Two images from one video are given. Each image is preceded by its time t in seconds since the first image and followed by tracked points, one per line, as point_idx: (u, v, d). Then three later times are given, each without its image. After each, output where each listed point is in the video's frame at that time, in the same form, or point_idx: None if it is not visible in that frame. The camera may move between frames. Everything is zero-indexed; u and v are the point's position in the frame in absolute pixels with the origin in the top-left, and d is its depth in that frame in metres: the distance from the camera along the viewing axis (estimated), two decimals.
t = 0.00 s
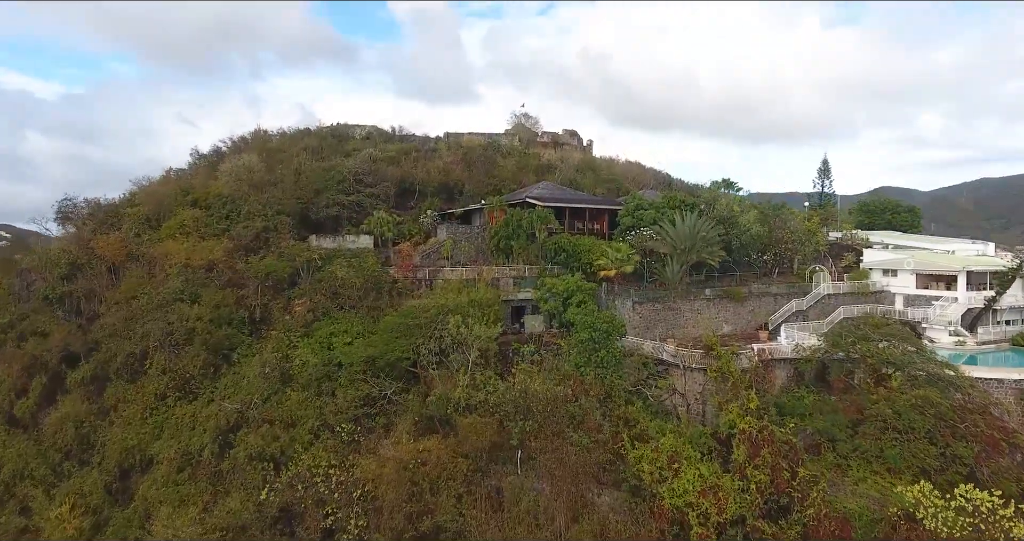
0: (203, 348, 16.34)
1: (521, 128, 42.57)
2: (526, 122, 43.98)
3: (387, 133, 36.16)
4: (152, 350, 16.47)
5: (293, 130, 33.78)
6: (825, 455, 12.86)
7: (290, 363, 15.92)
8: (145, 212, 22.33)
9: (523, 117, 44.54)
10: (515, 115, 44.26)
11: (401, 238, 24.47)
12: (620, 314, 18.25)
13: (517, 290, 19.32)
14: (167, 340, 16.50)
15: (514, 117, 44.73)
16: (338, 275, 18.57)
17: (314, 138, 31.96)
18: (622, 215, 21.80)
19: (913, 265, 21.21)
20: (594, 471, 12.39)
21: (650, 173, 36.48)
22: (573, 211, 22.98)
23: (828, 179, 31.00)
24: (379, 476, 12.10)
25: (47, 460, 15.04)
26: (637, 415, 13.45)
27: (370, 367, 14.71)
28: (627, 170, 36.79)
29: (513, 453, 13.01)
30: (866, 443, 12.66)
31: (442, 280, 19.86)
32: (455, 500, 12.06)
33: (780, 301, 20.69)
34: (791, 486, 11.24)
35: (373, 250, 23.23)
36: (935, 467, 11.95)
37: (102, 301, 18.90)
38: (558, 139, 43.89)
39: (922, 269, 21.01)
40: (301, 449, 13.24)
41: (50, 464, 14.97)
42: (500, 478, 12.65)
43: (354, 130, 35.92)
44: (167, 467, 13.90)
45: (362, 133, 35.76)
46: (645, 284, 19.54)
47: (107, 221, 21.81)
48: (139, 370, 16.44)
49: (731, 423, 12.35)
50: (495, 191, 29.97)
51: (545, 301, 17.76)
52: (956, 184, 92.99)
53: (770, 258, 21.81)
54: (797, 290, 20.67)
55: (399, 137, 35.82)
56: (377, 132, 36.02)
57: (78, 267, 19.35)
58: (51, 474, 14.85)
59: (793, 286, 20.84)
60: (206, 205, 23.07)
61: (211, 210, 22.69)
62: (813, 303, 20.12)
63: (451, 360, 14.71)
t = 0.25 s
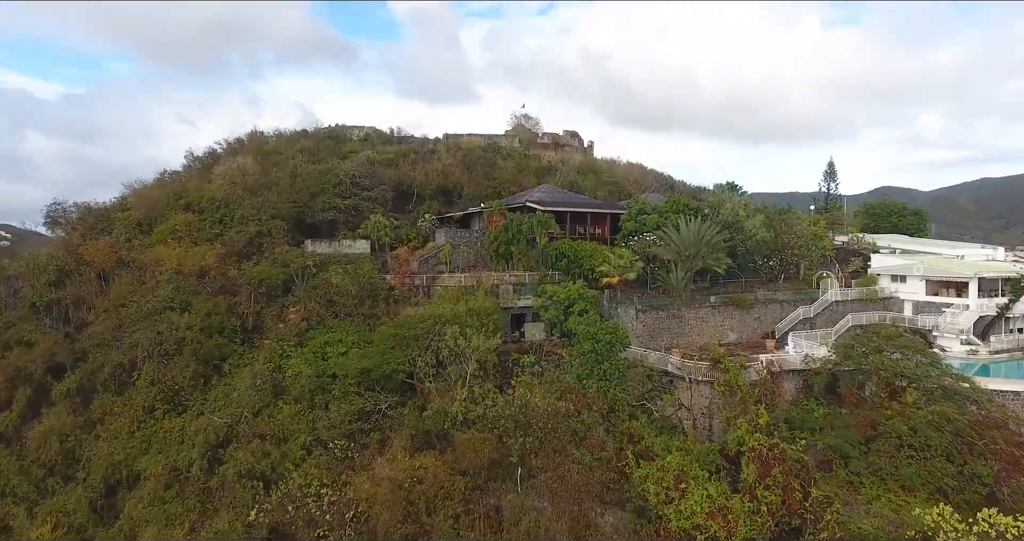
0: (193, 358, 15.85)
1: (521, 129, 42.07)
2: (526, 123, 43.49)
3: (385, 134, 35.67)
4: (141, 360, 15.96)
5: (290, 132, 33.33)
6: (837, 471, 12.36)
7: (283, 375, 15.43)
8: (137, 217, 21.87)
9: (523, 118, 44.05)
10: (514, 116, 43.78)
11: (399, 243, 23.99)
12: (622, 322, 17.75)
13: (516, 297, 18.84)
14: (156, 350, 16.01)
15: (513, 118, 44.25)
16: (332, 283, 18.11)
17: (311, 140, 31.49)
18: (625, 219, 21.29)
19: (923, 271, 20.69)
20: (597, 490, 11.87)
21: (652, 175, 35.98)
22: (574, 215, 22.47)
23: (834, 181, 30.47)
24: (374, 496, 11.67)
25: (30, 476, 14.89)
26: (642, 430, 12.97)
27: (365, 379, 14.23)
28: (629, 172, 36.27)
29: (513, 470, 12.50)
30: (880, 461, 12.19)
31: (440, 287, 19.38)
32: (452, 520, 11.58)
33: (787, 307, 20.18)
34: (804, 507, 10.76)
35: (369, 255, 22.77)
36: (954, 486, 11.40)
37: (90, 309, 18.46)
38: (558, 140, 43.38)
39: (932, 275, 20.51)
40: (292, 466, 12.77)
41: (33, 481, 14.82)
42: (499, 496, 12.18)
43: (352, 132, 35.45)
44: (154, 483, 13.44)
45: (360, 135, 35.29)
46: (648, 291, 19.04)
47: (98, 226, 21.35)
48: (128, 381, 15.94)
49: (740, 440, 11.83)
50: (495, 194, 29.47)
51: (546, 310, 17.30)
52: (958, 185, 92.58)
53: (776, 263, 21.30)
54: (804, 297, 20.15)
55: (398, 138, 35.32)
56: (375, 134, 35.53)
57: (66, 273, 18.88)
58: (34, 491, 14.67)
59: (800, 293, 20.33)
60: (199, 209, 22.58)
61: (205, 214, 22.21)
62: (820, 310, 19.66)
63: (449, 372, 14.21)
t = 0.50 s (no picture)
0: (182, 369, 15.39)
1: (521, 130, 41.56)
2: (526, 124, 43.00)
3: (383, 136, 35.16)
4: (128, 371, 15.48)
5: (286, 133, 32.84)
6: (849, 489, 11.86)
7: (275, 387, 14.97)
8: (128, 221, 21.37)
9: (523, 119, 43.57)
10: (514, 117, 43.27)
11: (396, 247, 23.51)
12: (625, 331, 17.28)
13: (516, 304, 18.39)
14: (143, 361, 15.53)
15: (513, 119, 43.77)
16: (326, 288, 17.48)
17: (307, 142, 30.99)
18: (627, 224, 20.80)
19: (932, 277, 20.21)
20: (600, 510, 11.37)
21: (653, 177, 35.49)
22: (575, 220, 21.98)
23: (838, 183, 29.98)
24: (368, 517, 11.25)
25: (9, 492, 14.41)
26: (646, 445, 12.52)
27: (359, 392, 13.74)
28: (630, 174, 35.77)
29: (512, 487, 12.04)
30: (895, 479, 11.62)
31: (437, 294, 18.89)
32: None
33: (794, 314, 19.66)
34: (816, 531, 10.37)
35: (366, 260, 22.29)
36: (975, 509, 10.87)
37: (77, 317, 18.03)
38: (558, 141, 42.88)
39: (941, 281, 20.02)
40: (283, 485, 12.35)
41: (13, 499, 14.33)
42: (497, 514, 11.81)
43: (349, 133, 34.94)
44: (140, 501, 12.99)
45: (357, 136, 34.79)
46: (651, 297, 18.57)
47: (87, 230, 20.84)
48: (115, 392, 15.48)
49: (750, 459, 11.30)
50: (494, 196, 28.97)
51: (546, 319, 16.81)
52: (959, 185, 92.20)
53: (783, 269, 20.81)
54: (811, 304, 19.65)
55: (396, 140, 34.82)
56: (372, 135, 35.02)
57: (54, 280, 18.51)
58: (13, 509, 14.12)
59: (807, 299, 19.84)
60: (191, 213, 22.08)
61: (197, 218, 21.71)
62: (828, 317, 19.17)
63: (446, 385, 13.70)
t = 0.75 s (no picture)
0: (169, 381, 14.91)
1: (520, 131, 41.07)
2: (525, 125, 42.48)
3: (380, 137, 34.65)
4: (114, 382, 15.03)
5: (282, 135, 32.35)
6: (863, 508, 11.26)
7: (265, 399, 14.46)
8: (117, 225, 20.88)
9: (522, 120, 43.07)
10: (513, 118, 42.77)
11: (392, 252, 23.04)
12: (628, 340, 16.79)
13: (514, 311, 17.91)
14: (129, 372, 15.07)
15: (512, 120, 43.25)
16: (319, 295, 16.93)
17: (303, 143, 30.49)
18: (629, 228, 20.32)
19: (941, 282, 19.70)
20: (602, 531, 10.86)
21: (654, 179, 35.00)
22: (576, 224, 21.49)
23: (843, 185, 29.47)
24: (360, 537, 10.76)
25: None
26: (651, 462, 12.05)
27: (350, 405, 13.20)
28: (631, 175, 35.28)
29: (510, 506, 11.51)
30: (909, 497, 10.93)
31: (433, 301, 18.37)
32: None
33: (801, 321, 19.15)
34: None
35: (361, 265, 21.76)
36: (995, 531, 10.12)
37: (63, 325, 17.65)
38: (558, 142, 42.39)
39: (951, 287, 19.50)
40: (271, 504, 11.96)
41: None
42: (494, 535, 11.18)
43: (346, 135, 34.45)
44: (123, 519, 12.54)
45: (354, 137, 34.30)
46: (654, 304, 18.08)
47: (75, 235, 20.34)
48: (100, 404, 15.03)
49: (760, 476, 11.02)
50: (493, 199, 28.45)
51: (546, 328, 16.32)
52: (961, 185, 91.79)
53: (788, 274, 20.32)
54: (817, 311, 19.16)
55: (393, 141, 34.30)
56: (369, 136, 34.50)
57: (40, 287, 18.14)
58: None
59: (814, 306, 19.33)
60: (182, 217, 21.58)
61: (189, 222, 21.22)
62: (835, 324, 18.68)
63: (441, 398, 13.18)
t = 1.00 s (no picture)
0: (155, 393, 14.39)
1: (519, 132, 40.55)
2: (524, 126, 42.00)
3: (377, 138, 34.14)
4: (98, 395, 14.52)
5: (276, 136, 31.84)
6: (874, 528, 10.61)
7: (255, 412, 13.96)
8: (105, 230, 20.38)
9: (521, 121, 42.58)
10: (512, 118, 42.25)
11: (388, 257, 22.47)
12: (630, 349, 16.31)
13: (513, 320, 17.34)
14: (114, 384, 14.56)
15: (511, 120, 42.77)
16: (311, 304, 16.37)
17: (298, 145, 29.98)
18: (629, 233, 19.85)
19: (950, 289, 19.22)
20: None
21: (655, 180, 34.49)
22: (576, 228, 20.99)
23: (848, 188, 28.96)
24: None
25: None
26: (655, 482, 11.59)
27: (342, 422, 12.85)
28: (631, 177, 34.78)
29: (507, 526, 11.02)
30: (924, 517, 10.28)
31: (429, 308, 17.71)
32: None
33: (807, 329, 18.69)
34: None
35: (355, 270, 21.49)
36: None
37: (48, 334, 17.23)
38: (557, 143, 41.87)
39: (961, 294, 19.02)
40: (259, 525, 11.64)
41: None
42: None
43: (342, 136, 33.93)
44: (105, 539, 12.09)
45: (350, 139, 33.78)
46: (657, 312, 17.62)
47: (61, 240, 19.83)
48: (84, 417, 14.53)
49: (769, 496, 10.70)
50: (492, 202, 27.96)
51: (546, 337, 15.82)
52: (961, 185, 91.45)
53: (794, 281, 19.84)
54: (823, 318, 18.69)
55: (390, 142, 33.79)
56: (366, 137, 33.99)
57: (24, 293, 17.71)
58: None
59: (820, 313, 18.83)
60: (173, 222, 21.08)
61: (180, 226, 20.73)
62: (842, 332, 18.23)
63: (436, 412, 12.64)
